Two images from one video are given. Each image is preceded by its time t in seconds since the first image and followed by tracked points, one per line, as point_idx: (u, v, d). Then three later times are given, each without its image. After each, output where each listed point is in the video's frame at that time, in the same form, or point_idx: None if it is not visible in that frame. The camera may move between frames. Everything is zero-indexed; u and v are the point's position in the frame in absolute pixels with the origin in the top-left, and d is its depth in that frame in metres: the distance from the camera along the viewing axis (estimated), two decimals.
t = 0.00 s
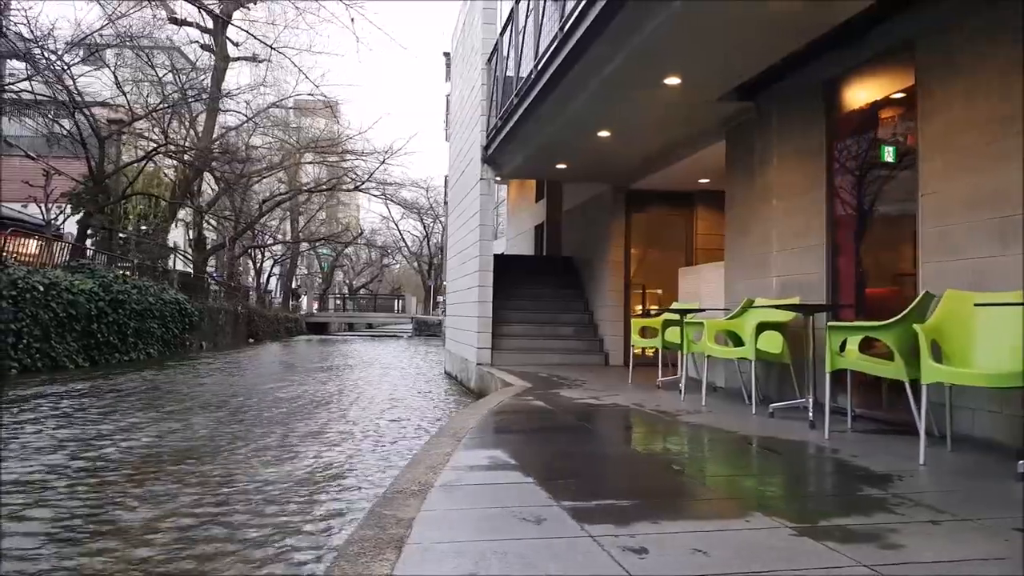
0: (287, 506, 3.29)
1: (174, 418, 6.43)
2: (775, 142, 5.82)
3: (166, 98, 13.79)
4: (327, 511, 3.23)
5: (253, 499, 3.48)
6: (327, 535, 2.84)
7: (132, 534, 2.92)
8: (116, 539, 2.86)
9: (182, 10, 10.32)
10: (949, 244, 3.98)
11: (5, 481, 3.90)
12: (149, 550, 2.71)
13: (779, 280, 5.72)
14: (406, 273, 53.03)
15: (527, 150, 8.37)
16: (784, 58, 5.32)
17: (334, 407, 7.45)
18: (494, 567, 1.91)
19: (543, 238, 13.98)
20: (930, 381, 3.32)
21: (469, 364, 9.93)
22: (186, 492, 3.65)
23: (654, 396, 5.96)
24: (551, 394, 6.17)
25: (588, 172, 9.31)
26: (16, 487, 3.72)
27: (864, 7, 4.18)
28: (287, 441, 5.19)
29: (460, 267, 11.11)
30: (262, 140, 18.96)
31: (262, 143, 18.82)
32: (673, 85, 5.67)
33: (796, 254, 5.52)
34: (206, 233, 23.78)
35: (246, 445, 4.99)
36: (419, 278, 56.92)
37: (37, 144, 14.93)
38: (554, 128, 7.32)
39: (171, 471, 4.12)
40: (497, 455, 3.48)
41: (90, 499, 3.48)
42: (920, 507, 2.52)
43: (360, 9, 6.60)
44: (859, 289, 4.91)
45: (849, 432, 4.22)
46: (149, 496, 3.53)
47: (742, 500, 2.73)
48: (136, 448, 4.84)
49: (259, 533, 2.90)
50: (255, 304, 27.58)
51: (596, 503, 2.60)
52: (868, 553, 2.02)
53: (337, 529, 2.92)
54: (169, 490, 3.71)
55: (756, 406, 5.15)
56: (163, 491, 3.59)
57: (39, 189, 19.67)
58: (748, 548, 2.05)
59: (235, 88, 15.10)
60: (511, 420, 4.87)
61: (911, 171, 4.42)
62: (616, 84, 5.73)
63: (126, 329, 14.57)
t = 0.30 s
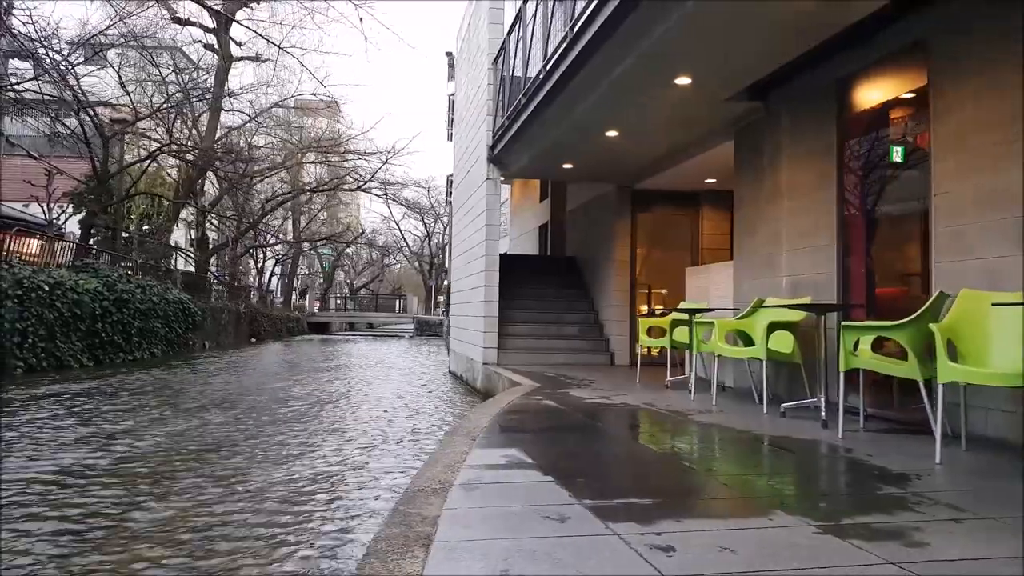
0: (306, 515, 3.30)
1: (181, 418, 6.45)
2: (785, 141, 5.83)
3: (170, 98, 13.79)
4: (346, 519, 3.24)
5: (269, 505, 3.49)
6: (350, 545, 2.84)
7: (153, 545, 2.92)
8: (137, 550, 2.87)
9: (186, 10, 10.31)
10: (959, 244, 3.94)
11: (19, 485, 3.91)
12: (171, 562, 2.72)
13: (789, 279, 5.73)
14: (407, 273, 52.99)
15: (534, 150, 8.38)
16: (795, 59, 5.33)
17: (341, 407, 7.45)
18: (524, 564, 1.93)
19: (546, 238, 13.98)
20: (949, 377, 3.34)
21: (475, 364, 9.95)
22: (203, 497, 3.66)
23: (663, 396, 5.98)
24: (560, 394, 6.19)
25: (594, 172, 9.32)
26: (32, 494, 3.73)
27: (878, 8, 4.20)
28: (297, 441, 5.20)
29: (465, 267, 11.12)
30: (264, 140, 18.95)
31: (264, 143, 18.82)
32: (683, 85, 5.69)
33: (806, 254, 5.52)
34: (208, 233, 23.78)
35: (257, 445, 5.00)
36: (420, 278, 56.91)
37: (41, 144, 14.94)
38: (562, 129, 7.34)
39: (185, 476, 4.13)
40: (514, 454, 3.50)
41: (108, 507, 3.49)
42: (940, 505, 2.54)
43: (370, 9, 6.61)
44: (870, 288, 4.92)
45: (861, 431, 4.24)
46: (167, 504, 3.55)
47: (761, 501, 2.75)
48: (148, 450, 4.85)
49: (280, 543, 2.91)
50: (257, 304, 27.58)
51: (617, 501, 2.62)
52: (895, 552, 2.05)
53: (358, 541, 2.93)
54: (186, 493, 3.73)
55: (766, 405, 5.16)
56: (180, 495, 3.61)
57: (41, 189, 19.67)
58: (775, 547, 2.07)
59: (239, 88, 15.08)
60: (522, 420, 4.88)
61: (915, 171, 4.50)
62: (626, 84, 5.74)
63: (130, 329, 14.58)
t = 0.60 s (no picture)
0: (323, 514, 3.31)
1: (189, 418, 6.45)
2: (795, 141, 5.84)
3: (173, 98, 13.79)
4: (364, 518, 3.25)
5: (286, 505, 3.50)
6: (371, 545, 2.86)
7: (173, 544, 2.94)
8: (158, 549, 2.88)
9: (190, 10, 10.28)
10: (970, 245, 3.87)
11: (35, 485, 3.92)
12: (192, 562, 2.72)
13: (799, 280, 5.73)
14: (407, 273, 53.00)
15: (541, 151, 8.39)
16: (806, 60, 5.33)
17: (348, 407, 7.46)
18: (551, 563, 1.94)
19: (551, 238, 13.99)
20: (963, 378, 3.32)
21: (481, 364, 9.96)
22: (219, 496, 3.67)
23: (673, 396, 5.99)
24: (569, 394, 6.19)
25: (601, 172, 9.33)
26: (48, 494, 3.74)
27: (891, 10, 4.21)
28: (307, 441, 5.21)
29: (471, 267, 11.13)
30: (266, 139, 18.94)
31: (266, 142, 18.81)
32: (693, 86, 5.70)
33: (815, 254, 5.54)
34: (210, 232, 23.78)
35: (268, 445, 5.01)
36: (421, 277, 56.80)
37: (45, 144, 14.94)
38: (570, 129, 7.35)
39: (199, 475, 4.14)
40: (529, 453, 3.51)
41: (126, 507, 3.51)
42: (960, 505, 2.54)
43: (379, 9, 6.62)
44: (880, 289, 4.93)
45: (874, 431, 4.25)
46: (184, 503, 3.56)
47: (781, 501, 2.75)
48: (158, 450, 4.86)
49: (300, 543, 2.92)
50: (259, 304, 27.60)
51: (637, 501, 2.63)
52: (920, 551, 2.07)
53: (379, 539, 2.95)
54: (202, 493, 3.75)
55: (777, 405, 5.17)
56: (197, 498, 3.62)
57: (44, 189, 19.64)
58: (801, 548, 2.08)
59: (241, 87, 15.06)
60: (533, 420, 4.89)
61: (923, 171, 4.54)
62: (636, 85, 5.76)
63: (134, 328, 14.58)
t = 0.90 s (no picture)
0: (340, 513, 3.33)
1: (196, 417, 6.46)
2: (805, 142, 5.84)
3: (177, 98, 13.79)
4: (380, 518, 3.26)
5: (301, 504, 3.52)
6: (389, 544, 2.88)
7: (191, 544, 2.95)
8: (178, 547, 2.90)
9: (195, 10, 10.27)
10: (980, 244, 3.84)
11: (49, 484, 3.93)
12: (210, 561, 2.74)
13: (808, 281, 5.72)
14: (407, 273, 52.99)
15: (548, 152, 8.41)
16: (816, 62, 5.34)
17: (354, 407, 7.47)
18: (576, 563, 1.95)
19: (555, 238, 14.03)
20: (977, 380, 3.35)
21: (486, 365, 9.97)
22: (234, 495, 3.69)
23: (681, 397, 6.00)
24: (578, 394, 6.20)
25: (607, 172, 9.34)
26: (64, 493, 3.76)
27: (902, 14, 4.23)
28: (316, 441, 5.22)
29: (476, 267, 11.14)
30: (268, 140, 18.94)
31: (268, 142, 18.82)
32: (703, 87, 5.71)
33: (824, 254, 5.56)
34: (212, 232, 23.79)
35: (278, 445, 5.02)
36: (422, 277, 56.85)
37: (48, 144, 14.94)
38: (577, 130, 7.36)
39: (213, 474, 4.16)
40: (544, 454, 3.52)
41: (142, 506, 3.53)
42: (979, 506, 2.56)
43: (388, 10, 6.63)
44: (888, 290, 4.95)
45: (886, 432, 4.27)
46: (200, 502, 3.58)
47: (799, 502, 2.76)
48: (169, 450, 4.86)
49: (318, 543, 2.93)
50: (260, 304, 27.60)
51: (657, 502, 2.64)
52: (942, 551, 2.08)
53: (397, 538, 2.96)
54: (216, 492, 3.76)
55: (787, 406, 5.18)
56: (212, 497, 3.64)
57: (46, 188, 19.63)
58: (824, 549, 2.10)
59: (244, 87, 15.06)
60: (543, 420, 4.90)
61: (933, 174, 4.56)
62: (645, 86, 5.77)
63: (139, 328, 14.58)
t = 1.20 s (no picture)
0: (397, 515, 3.35)
1: (252, 417, 6.58)
2: (861, 139, 5.65)
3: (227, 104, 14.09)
4: (439, 521, 3.28)
5: (359, 505, 3.56)
6: (448, 545, 2.89)
7: (253, 544, 3.01)
8: (241, 547, 2.96)
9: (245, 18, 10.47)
10: None
11: (115, 482, 4.05)
12: (273, 562, 2.79)
13: (870, 282, 5.51)
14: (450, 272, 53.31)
15: (594, 152, 8.35)
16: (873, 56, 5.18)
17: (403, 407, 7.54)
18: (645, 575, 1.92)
19: (600, 237, 13.91)
20: None
21: (532, 365, 9.96)
22: (291, 496, 3.75)
23: (736, 400, 5.89)
24: (629, 397, 6.15)
25: (654, 172, 9.23)
26: (130, 491, 3.87)
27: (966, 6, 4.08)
28: (370, 441, 5.27)
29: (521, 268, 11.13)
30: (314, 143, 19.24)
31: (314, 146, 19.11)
32: (755, 85, 5.59)
33: (885, 254, 5.37)
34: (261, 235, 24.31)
35: (333, 445, 5.09)
36: (464, 277, 57.19)
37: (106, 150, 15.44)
38: (625, 129, 7.29)
39: (271, 474, 4.24)
40: (600, 459, 3.49)
41: (204, 504, 3.61)
42: None
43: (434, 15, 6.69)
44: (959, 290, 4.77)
45: (955, 438, 4.12)
46: (259, 502, 3.65)
47: (868, 511, 2.68)
48: (229, 449, 4.98)
49: (377, 544, 2.96)
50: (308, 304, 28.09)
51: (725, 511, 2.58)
52: None
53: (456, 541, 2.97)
54: (274, 492, 3.83)
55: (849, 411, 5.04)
56: (271, 496, 3.70)
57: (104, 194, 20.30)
58: (904, 565, 2.02)
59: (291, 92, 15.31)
60: (596, 423, 4.87)
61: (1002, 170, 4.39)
62: (695, 85, 5.68)
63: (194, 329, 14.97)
